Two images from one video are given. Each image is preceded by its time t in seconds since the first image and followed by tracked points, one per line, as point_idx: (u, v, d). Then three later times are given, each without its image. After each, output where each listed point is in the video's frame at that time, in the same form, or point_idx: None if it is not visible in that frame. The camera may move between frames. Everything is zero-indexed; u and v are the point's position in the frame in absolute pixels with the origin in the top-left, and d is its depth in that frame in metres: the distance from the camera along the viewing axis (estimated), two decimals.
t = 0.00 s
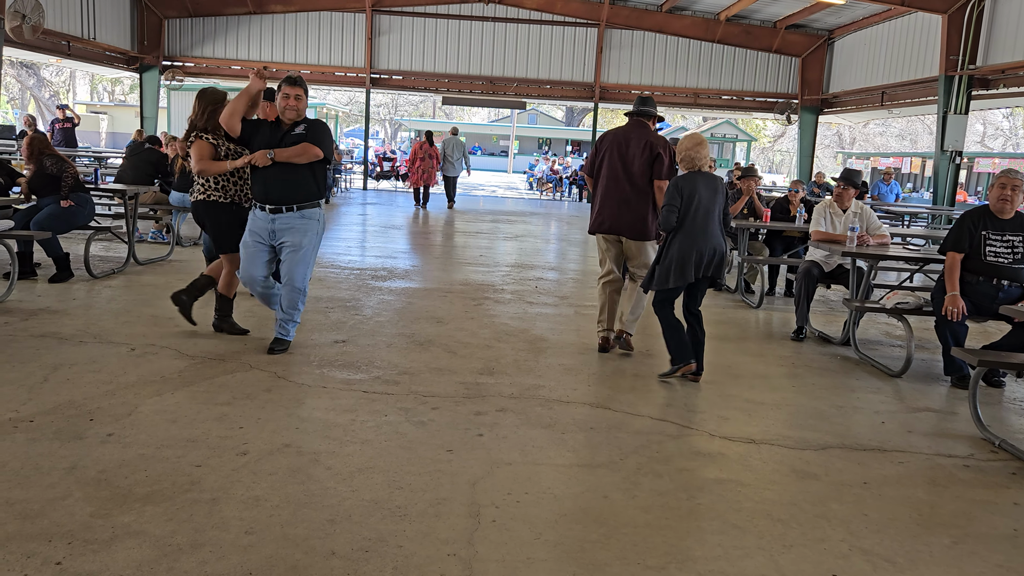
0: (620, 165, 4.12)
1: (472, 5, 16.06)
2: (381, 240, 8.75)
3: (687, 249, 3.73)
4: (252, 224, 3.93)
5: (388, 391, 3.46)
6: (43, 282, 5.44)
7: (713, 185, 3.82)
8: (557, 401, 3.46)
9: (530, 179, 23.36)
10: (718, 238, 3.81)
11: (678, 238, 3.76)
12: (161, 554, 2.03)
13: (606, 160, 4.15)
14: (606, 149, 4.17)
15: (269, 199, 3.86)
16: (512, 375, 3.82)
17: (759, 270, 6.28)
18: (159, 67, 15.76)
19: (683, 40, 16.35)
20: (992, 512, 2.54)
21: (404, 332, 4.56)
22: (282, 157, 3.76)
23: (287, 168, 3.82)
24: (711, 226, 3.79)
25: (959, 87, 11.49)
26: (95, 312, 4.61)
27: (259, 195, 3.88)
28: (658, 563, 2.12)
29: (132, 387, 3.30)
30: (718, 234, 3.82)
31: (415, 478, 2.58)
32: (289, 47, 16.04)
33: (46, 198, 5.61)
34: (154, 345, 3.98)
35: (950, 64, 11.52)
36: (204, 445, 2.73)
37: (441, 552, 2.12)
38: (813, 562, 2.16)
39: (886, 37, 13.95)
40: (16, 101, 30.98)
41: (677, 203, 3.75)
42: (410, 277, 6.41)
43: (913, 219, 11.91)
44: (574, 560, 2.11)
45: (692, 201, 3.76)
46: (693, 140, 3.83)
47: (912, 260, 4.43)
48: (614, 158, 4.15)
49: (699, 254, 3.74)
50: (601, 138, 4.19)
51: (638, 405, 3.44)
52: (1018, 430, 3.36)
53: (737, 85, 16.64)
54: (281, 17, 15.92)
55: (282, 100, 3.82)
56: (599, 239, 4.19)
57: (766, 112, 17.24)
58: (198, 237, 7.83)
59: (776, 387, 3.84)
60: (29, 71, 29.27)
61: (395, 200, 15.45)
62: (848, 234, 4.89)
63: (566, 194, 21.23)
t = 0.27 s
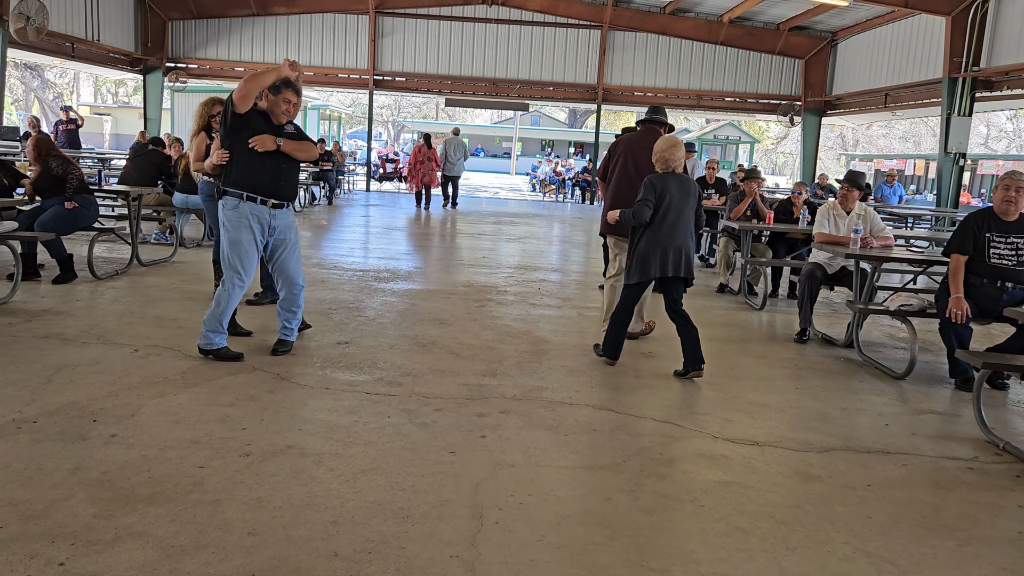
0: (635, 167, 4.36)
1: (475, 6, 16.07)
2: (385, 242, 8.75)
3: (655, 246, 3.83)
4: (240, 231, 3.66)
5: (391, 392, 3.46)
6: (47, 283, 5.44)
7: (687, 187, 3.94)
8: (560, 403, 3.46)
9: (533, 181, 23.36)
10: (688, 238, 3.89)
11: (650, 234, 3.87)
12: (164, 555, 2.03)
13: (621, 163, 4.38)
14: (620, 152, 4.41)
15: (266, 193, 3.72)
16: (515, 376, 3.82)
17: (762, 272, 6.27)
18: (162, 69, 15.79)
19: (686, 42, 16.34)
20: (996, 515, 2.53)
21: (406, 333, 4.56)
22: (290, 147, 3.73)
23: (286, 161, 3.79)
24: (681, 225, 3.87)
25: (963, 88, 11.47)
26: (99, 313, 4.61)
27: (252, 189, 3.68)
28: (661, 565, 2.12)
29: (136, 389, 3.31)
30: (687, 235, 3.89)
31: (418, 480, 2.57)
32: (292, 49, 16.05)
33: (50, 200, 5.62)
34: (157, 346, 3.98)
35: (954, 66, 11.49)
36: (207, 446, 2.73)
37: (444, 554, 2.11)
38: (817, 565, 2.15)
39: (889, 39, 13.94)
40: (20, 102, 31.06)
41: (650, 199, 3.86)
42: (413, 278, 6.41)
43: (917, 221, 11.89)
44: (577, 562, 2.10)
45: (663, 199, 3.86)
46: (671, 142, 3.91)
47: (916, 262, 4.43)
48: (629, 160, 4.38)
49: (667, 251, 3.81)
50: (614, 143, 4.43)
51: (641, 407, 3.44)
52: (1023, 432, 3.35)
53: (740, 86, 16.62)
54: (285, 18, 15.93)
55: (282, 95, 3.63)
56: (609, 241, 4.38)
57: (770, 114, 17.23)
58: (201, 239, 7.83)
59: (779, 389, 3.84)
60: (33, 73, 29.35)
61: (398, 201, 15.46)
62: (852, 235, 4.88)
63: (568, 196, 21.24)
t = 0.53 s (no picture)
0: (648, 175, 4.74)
1: (478, 9, 16.10)
2: (389, 244, 8.75)
3: (624, 245, 4.04)
4: (239, 231, 3.70)
5: (394, 394, 3.46)
6: (50, 285, 5.45)
7: (660, 190, 4.13)
8: (563, 405, 3.46)
9: (535, 183, 23.38)
10: (657, 240, 4.08)
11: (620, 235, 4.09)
12: (168, 556, 2.03)
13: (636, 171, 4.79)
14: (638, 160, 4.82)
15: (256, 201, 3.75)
16: (517, 379, 3.82)
17: (765, 273, 6.27)
18: (166, 71, 15.84)
19: (689, 44, 16.35)
20: (1001, 518, 2.53)
21: (409, 335, 4.56)
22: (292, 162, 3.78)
23: (277, 171, 3.87)
24: (651, 227, 4.07)
25: (966, 91, 11.46)
26: (102, 314, 4.62)
27: (241, 194, 3.67)
28: (664, 568, 2.12)
29: (139, 390, 3.31)
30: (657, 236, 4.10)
31: (421, 481, 2.58)
32: (295, 51, 16.07)
33: (55, 202, 5.63)
34: (161, 347, 3.99)
35: (957, 69, 11.48)
36: (210, 448, 2.74)
37: (447, 556, 2.11)
38: (820, 568, 2.15)
39: (892, 41, 13.93)
40: (24, 104, 31.18)
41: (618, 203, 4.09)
42: (416, 280, 6.42)
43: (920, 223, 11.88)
44: (580, 564, 2.10)
45: (633, 202, 4.08)
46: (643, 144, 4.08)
47: (919, 264, 4.42)
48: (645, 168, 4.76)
49: (635, 251, 4.03)
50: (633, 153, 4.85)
51: (643, 409, 3.44)
52: None
53: (742, 89, 16.63)
54: (288, 21, 15.96)
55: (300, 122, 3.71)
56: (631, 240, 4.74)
57: (772, 116, 17.23)
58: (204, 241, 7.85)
59: (782, 391, 3.83)
60: (37, 75, 29.46)
61: (401, 203, 15.49)
62: (855, 238, 4.87)
63: (571, 198, 21.25)
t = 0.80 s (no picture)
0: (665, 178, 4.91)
1: (480, 11, 16.13)
2: (392, 245, 8.76)
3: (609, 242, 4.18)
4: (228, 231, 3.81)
5: (396, 396, 3.46)
6: (54, 286, 5.46)
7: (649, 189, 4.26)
8: (565, 407, 3.46)
9: (537, 185, 23.38)
10: (639, 236, 4.20)
11: (603, 231, 4.26)
12: (171, 557, 2.04)
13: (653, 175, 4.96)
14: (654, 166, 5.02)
15: (239, 202, 3.85)
16: (520, 380, 3.82)
17: (768, 275, 6.27)
18: (169, 73, 15.89)
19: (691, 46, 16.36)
20: (1004, 520, 2.52)
21: (412, 337, 4.56)
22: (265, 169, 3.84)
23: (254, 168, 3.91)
24: (634, 224, 4.21)
25: (969, 93, 11.45)
26: (106, 316, 4.63)
27: (226, 196, 3.76)
28: (666, 570, 2.11)
29: (143, 391, 3.32)
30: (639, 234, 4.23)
31: (424, 483, 2.58)
32: (298, 53, 16.09)
33: (59, 204, 5.64)
34: (164, 349, 3.99)
35: (960, 70, 11.46)
36: (214, 450, 2.74)
37: (449, 558, 2.12)
38: (823, 570, 2.15)
39: (894, 43, 13.92)
40: (28, 106, 31.29)
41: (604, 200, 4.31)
42: (419, 282, 6.42)
43: (922, 224, 11.88)
44: (582, 566, 2.10)
45: (616, 200, 4.25)
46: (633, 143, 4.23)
47: (922, 266, 4.41)
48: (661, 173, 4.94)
49: (620, 247, 4.16)
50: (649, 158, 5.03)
51: (646, 411, 3.44)
52: None
53: (745, 91, 16.62)
54: (291, 23, 15.97)
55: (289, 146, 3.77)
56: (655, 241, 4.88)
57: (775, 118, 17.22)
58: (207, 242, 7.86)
59: (784, 393, 3.83)
60: (41, 77, 29.55)
61: (404, 205, 15.51)
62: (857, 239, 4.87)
63: (573, 199, 21.25)
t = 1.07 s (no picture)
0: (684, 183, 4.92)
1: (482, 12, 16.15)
2: (395, 247, 8.78)
3: (606, 239, 4.37)
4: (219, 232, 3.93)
5: (398, 397, 3.46)
6: (57, 288, 5.47)
7: (646, 187, 4.43)
8: (567, 408, 3.46)
9: (540, 186, 23.37)
10: (636, 235, 4.37)
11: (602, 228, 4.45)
12: (174, 558, 2.04)
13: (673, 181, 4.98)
14: (674, 171, 5.02)
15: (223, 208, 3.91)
16: (522, 382, 3.82)
17: (770, 276, 6.27)
18: (172, 75, 15.92)
19: (693, 47, 16.35)
20: (1006, 522, 2.52)
21: (414, 338, 4.57)
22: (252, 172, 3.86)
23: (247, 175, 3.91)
24: (630, 221, 4.37)
25: (971, 94, 11.44)
26: (109, 317, 4.64)
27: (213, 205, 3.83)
28: (668, 571, 2.12)
29: (146, 392, 3.33)
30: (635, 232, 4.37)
31: (426, 484, 2.58)
32: (301, 54, 16.11)
33: (62, 205, 5.64)
34: (167, 350, 4.00)
35: (962, 71, 11.43)
36: (217, 450, 2.75)
37: (451, 558, 2.12)
38: (825, 571, 2.15)
39: (896, 44, 13.91)
40: (31, 108, 31.36)
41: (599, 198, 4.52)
42: (421, 283, 6.43)
43: (925, 226, 11.88)
44: (584, 567, 2.11)
45: (613, 199, 4.44)
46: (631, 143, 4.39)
47: (925, 268, 4.41)
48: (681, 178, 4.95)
49: (616, 244, 4.34)
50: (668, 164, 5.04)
51: (647, 412, 3.44)
52: None
53: (747, 92, 16.62)
54: (293, 25, 15.98)
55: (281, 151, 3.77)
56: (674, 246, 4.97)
57: (778, 119, 17.21)
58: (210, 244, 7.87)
59: (786, 394, 3.83)
60: (44, 79, 29.62)
61: (406, 206, 15.52)
62: (859, 240, 4.87)
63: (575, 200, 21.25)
